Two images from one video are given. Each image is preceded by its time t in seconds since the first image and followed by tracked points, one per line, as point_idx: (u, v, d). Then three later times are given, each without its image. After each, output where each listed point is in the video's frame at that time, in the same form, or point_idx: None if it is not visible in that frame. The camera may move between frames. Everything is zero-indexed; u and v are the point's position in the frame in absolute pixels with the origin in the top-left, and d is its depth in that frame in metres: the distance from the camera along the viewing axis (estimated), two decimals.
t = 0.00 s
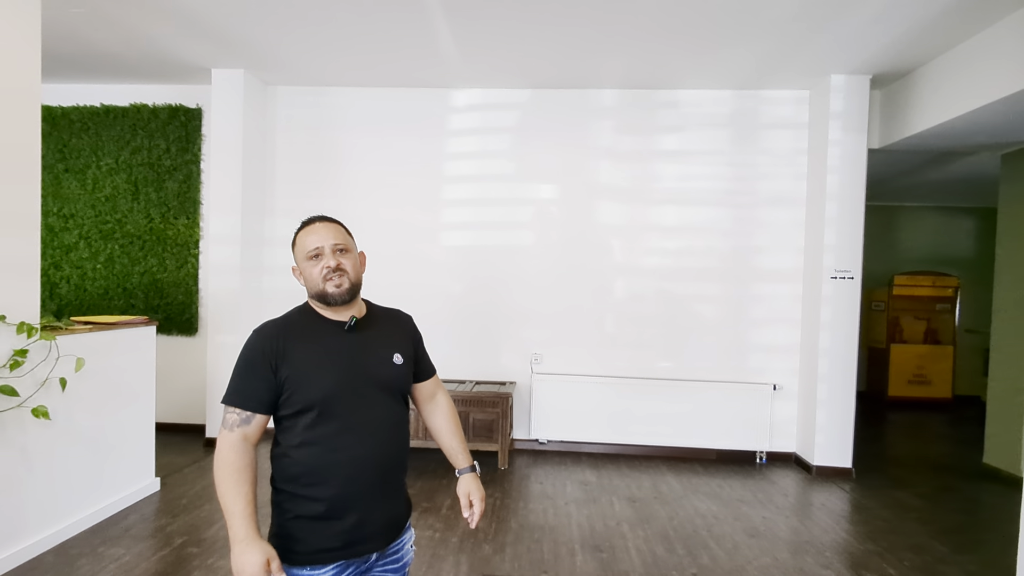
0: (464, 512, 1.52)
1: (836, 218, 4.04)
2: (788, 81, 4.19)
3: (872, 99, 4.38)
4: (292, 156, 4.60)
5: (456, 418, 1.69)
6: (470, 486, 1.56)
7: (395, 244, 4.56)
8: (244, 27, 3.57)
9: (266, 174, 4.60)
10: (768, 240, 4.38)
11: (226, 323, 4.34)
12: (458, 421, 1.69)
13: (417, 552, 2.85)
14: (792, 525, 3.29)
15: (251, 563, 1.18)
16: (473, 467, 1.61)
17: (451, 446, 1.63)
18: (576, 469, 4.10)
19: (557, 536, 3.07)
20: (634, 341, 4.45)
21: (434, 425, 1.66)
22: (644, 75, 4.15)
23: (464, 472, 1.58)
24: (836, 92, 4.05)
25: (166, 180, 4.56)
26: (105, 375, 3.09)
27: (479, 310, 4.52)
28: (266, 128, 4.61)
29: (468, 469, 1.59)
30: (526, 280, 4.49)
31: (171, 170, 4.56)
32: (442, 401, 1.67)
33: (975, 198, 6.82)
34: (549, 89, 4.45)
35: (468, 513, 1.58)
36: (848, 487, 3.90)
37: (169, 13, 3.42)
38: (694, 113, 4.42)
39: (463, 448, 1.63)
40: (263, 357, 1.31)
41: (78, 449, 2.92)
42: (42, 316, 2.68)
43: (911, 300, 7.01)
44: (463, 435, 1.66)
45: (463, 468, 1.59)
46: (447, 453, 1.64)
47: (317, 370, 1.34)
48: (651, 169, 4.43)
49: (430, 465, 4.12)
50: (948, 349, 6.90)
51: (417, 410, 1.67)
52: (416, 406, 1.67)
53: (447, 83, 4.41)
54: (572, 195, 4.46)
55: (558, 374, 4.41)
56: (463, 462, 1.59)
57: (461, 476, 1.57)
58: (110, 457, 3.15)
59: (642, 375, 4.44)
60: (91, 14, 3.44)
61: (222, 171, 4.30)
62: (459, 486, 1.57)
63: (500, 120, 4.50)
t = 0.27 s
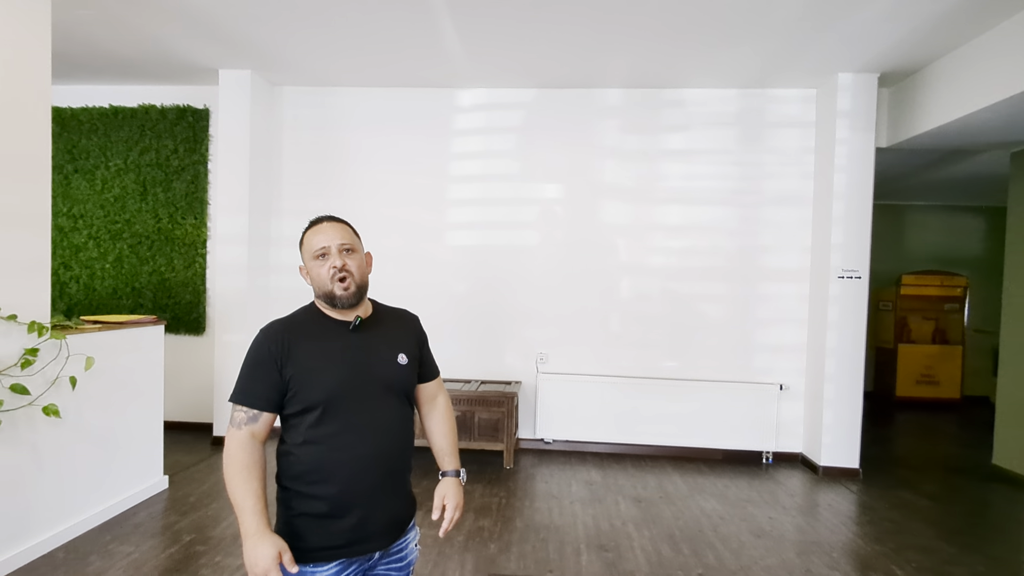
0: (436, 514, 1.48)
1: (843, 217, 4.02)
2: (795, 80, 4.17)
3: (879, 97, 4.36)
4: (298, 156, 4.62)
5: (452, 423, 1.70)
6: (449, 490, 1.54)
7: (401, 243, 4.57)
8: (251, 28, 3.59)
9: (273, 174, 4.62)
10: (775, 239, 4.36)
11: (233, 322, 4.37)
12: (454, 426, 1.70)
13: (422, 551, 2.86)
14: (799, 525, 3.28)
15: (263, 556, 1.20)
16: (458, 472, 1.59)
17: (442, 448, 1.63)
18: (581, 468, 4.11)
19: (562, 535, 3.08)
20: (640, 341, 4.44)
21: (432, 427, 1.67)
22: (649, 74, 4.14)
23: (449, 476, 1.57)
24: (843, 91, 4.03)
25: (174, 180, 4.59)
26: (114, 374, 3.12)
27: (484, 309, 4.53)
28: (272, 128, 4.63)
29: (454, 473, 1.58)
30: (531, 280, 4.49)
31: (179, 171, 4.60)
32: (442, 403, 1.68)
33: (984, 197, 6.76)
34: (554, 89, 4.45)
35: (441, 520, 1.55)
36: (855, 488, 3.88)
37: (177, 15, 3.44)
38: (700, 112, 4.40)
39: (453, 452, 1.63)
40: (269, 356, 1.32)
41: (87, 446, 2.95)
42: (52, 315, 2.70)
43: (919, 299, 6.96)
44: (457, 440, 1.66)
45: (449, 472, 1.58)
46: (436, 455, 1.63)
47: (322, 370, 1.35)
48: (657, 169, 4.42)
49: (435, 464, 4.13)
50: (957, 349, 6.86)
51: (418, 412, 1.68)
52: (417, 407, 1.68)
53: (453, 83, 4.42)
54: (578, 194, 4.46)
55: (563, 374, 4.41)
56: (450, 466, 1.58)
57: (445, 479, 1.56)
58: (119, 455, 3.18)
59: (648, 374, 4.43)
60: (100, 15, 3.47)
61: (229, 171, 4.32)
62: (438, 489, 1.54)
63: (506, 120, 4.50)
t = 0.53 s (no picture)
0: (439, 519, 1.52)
1: (850, 216, 4.00)
2: (802, 78, 4.15)
3: (887, 95, 4.33)
4: (304, 155, 4.64)
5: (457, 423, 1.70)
6: (452, 494, 1.57)
7: (407, 243, 4.58)
8: (257, 28, 3.60)
9: (279, 173, 4.64)
10: (781, 238, 4.34)
11: (240, 322, 4.39)
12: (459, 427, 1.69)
13: (428, 549, 2.86)
14: (805, 526, 3.26)
15: (255, 557, 1.21)
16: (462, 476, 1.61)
17: (446, 450, 1.64)
18: (587, 468, 4.10)
19: (567, 534, 3.08)
20: (645, 340, 4.43)
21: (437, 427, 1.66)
22: (655, 73, 4.13)
23: (452, 480, 1.58)
24: (851, 89, 4.00)
25: (181, 180, 4.62)
26: (122, 373, 3.14)
27: (490, 309, 4.53)
28: (279, 128, 4.65)
29: (457, 477, 1.59)
30: (536, 279, 4.49)
31: (187, 171, 4.62)
32: (447, 403, 1.67)
33: (994, 195, 6.70)
34: (560, 88, 4.45)
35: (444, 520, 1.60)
36: (862, 488, 3.86)
37: (184, 16, 3.46)
38: (706, 110, 4.39)
39: (457, 455, 1.63)
40: (275, 353, 1.33)
41: (96, 444, 2.98)
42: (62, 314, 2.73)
43: (928, 299, 6.91)
44: (461, 442, 1.66)
45: (452, 476, 1.59)
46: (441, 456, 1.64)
47: (327, 368, 1.35)
48: (663, 167, 4.41)
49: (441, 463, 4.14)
50: (966, 349, 6.80)
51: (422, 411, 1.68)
52: (422, 406, 1.67)
53: (458, 82, 4.42)
54: (583, 193, 4.46)
55: (569, 373, 4.41)
56: (454, 470, 1.59)
57: (448, 483, 1.57)
58: (127, 453, 3.20)
59: (653, 374, 4.42)
60: (108, 17, 3.50)
61: (236, 171, 4.35)
62: (442, 492, 1.57)
63: (512, 119, 4.51)
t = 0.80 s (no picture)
0: (448, 513, 1.51)
1: (858, 214, 3.97)
2: (810, 75, 4.12)
3: (896, 92, 4.29)
4: (311, 155, 4.66)
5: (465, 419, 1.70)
6: (460, 490, 1.57)
7: (413, 242, 4.60)
8: (264, 28, 3.62)
9: (287, 173, 4.67)
10: (789, 237, 4.32)
11: (248, 320, 4.42)
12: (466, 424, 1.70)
13: (434, 547, 2.87)
14: (812, 526, 3.25)
15: (269, 524, 1.14)
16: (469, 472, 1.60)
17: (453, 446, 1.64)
18: (593, 467, 4.10)
19: (573, 533, 3.08)
20: (651, 339, 4.43)
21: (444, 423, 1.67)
22: (661, 71, 4.12)
23: (461, 475, 1.58)
24: (860, 86, 3.97)
25: (190, 180, 4.65)
26: (132, 371, 3.17)
27: (496, 307, 4.54)
28: (286, 128, 4.68)
29: (465, 472, 1.59)
30: (542, 278, 4.49)
31: (195, 170, 4.66)
32: (454, 400, 1.68)
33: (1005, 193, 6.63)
34: (566, 87, 4.44)
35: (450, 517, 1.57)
36: (870, 488, 3.83)
37: (192, 16, 3.48)
38: (713, 109, 4.37)
39: (464, 451, 1.63)
40: (282, 349, 1.33)
41: (106, 441, 3.01)
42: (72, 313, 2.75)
43: (937, 297, 6.85)
44: (468, 438, 1.67)
45: (461, 471, 1.59)
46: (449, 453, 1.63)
47: (332, 365, 1.36)
48: (669, 166, 4.40)
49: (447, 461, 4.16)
50: (976, 348, 6.74)
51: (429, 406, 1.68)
52: (429, 402, 1.67)
53: (464, 81, 4.43)
54: (589, 192, 4.45)
55: (574, 372, 4.40)
56: (462, 465, 1.59)
57: (456, 478, 1.57)
58: (137, 450, 3.23)
59: (659, 373, 4.42)
60: (117, 18, 3.53)
61: (243, 171, 4.38)
62: (449, 487, 1.57)
63: (517, 118, 4.51)
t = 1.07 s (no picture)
0: (455, 505, 1.50)
1: (877, 211, 3.91)
2: (828, 70, 4.06)
3: (917, 87, 4.21)
4: (326, 153, 4.70)
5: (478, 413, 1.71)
6: (469, 482, 1.55)
7: (427, 239, 4.62)
8: (281, 28, 3.66)
9: (302, 171, 4.71)
10: (805, 234, 4.27)
11: (264, 316, 4.48)
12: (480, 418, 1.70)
13: (447, 542, 2.90)
14: (828, 526, 3.22)
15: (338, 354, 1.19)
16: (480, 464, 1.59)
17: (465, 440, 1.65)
18: (605, 464, 4.10)
19: (586, 530, 3.09)
20: (665, 337, 4.41)
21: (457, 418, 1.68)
22: (676, 67, 4.08)
23: (471, 468, 1.58)
24: (879, 80, 3.90)
25: (208, 178, 4.72)
26: (153, 365, 3.24)
27: (509, 305, 4.55)
28: (301, 126, 4.72)
29: (475, 465, 1.58)
30: (556, 275, 4.49)
31: (213, 169, 4.72)
32: (468, 394, 1.69)
33: None
34: (580, 83, 4.43)
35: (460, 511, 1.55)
36: (887, 488, 3.79)
37: (210, 16, 3.53)
38: (729, 104, 4.33)
39: (476, 444, 1.63)
40: (297, 346, 1.38)
41: (128, 434, 3.07)
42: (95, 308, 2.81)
43: (958, 295, 6.73)
44: (481, 432, 1.67)
45: (471, 463, 1.59)
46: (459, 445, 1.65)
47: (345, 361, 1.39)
48: (684, 163, 4.37)
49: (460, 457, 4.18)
50: (998, 347, 6.61)
51: (443, 402, 1.70)
52: (443, 397, 1.70)
53: (478, 78, 4.43)
54: (602, 189, 4.44)
55: (587, 369, 4.40)
56: (472, 457, 1.59)
57: (466, 471, 1.57)
58: (157, 443, 3.30)
59: (673, 371, 4.40)
60: (138, 19, 3.58)
61: (260, 169, 4.43)
62: (458, 480, 1.56)
63: (531, 115, 4.50)
